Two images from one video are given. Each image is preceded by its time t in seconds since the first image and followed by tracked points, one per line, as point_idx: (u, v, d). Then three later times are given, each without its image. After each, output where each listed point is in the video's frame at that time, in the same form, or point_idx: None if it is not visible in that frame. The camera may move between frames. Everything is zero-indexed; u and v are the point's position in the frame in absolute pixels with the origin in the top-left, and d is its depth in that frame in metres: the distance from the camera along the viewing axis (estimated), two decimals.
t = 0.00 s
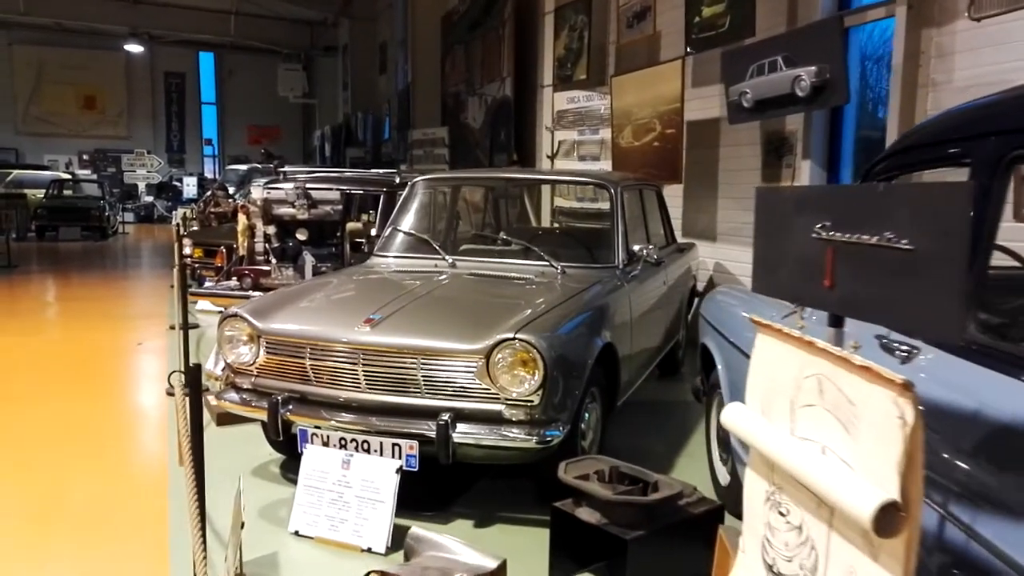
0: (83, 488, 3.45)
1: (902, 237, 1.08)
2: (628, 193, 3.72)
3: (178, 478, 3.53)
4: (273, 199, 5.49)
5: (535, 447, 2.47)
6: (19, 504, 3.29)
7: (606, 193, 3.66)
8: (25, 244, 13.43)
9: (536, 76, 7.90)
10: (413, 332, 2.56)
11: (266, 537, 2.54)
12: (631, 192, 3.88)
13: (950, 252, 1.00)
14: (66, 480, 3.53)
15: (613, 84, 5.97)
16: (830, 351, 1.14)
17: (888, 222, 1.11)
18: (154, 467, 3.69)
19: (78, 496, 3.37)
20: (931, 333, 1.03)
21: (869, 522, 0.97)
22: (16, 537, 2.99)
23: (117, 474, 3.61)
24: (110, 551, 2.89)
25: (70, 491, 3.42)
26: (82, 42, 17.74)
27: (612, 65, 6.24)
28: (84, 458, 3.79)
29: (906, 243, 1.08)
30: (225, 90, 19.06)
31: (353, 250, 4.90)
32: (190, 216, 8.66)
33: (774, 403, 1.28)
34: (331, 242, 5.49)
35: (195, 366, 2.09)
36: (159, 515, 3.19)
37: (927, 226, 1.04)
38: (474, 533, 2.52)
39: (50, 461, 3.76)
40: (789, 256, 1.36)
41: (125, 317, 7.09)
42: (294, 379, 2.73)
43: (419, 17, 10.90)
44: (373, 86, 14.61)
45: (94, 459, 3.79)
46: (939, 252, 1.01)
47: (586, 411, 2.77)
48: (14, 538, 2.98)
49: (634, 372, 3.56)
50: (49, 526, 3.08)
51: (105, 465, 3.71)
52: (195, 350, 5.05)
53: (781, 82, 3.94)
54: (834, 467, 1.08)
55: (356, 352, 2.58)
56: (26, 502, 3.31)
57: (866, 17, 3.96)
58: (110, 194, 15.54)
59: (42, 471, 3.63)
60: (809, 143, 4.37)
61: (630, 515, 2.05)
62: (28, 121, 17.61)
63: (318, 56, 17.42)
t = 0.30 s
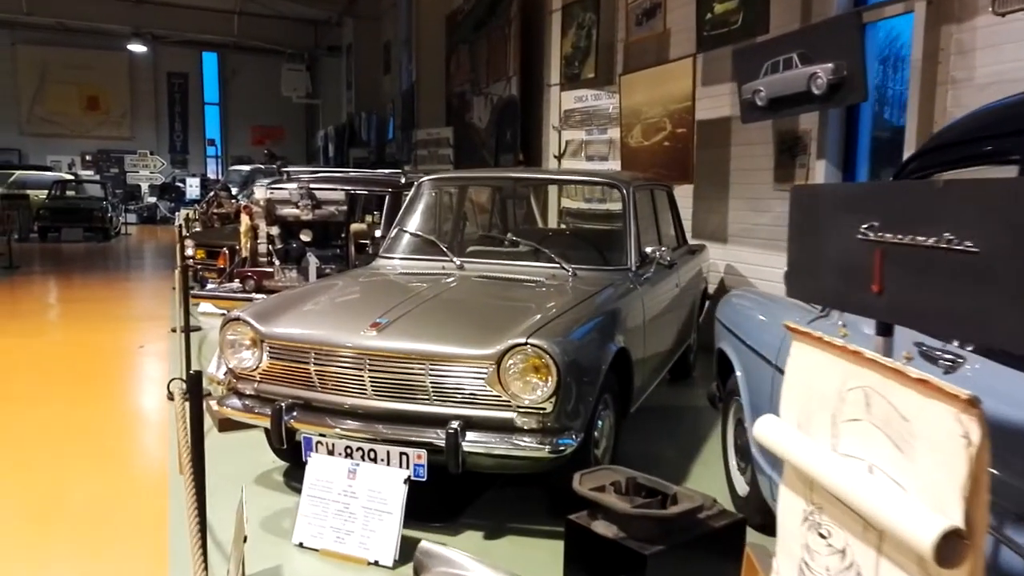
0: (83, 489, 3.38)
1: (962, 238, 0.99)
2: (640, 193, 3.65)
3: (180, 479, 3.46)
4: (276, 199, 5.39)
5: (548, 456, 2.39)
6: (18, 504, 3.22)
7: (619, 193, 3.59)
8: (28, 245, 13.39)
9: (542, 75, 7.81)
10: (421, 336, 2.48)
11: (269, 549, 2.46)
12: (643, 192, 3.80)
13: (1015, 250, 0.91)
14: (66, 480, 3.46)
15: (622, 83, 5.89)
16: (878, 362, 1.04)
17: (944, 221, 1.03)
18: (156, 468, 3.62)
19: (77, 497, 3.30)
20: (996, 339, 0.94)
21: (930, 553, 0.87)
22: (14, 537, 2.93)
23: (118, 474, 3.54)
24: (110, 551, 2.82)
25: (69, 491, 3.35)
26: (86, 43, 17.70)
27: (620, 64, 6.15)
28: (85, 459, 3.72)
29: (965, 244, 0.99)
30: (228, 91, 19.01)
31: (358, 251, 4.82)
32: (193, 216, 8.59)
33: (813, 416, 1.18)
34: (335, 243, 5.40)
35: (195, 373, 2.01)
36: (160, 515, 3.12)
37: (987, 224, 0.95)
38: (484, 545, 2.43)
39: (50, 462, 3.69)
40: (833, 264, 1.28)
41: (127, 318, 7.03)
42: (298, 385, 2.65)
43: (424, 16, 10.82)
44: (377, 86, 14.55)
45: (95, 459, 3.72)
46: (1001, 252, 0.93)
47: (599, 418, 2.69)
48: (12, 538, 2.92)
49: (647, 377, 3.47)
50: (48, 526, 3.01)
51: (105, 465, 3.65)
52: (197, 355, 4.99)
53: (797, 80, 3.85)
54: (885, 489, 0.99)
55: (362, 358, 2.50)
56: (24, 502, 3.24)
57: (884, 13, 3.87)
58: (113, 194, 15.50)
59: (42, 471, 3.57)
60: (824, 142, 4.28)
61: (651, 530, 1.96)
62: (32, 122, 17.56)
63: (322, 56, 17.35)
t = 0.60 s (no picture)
0: (89, 490, 3.36)
1: None
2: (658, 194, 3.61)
3: (187, 481, 3.43)
4: (289, 200, 5.31)
5: (569, 464, 2.33)
6: (23, 504, 3.20)
7: (637, 193, 3.55)
8: (38, 245, 13.40)
9: (553, 76, 7.77)
10: (440, 340, 2.43)
11: (284, 557, 2.40)
12: (661, 193, 3.75)
13: None
14: (73, 481, 3.44)
15: (636, 83, 5.83)
16: (940, 373, 0.98)
17: None
18: (162, 469, 3.60)
19: (83, 498, 3.28)
20: None
21: None
22: (18, 537, 2.91)
23: (126, 476, 3.52)
24: (114, 554, 2.79)
25: (75, 492, 3.33)
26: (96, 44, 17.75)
27: (633, 64, 6.10)
28: (93, 460, 3.71)
29: None
30: (237, 91, 19.03)
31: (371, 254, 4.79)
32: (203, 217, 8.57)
33: (864, 430, 1.11)
34: (348, 244, 5.36)
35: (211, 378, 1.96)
36: (166, 517, 3.10)
37: None
38: (503, 554, 2.38)
39: (57, 462, 3.67)
40: (881, 268, 1.24)
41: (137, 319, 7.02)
42: (313, 389, 2.60)
43: (433, 17, 10.79)
44: (387, 87, 14.55)
45: (103, 460, 3.71)
46: None
47: (620, 425, 2.62)
48: (16, 538, 2.90)
49: (666, 382, 3.41)
50: (52, 527, 2.99)
51: (113, 467, 3.63)
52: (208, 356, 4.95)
53: (818, 79, 3.79)
54: (954, 511, 0.92)
55: (378, 362, 2.45)
56: (29, 502, 3.22)
57: (906, 12, 3.80)
58: (122, 195, 15.52)
59: (49, 472, 3.55)
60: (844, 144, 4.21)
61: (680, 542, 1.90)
62: (42, 122, 17.59)
63: (330, 57, 17.34)
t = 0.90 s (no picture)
0: (95, 492, 3.31)
1: None
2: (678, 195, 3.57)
3: (192, 482, 3.41)
4: (302, 200, 5.13)
5: (592, 471, 2.27)
6: (32, 506, 3.16)
7: (656, 194, 3.51)
8: (46, 245, 13.40)
9: (565, 75, 7.71)
10: (460, 344, 2.38)
11: (302, 566, 2.36)
12: (681, 193, 3.71)
13: None
14: (81, 484, 3.40)
15: (650, 82, 5.78)
16: (1014, 385, 0.93)
17: None
18: (167, 469, 3.59)
19: (88, 498, 3.26)
20: None
21: None
22: (26, 540, 2.87)
23: (136, 478, 3.48)
24: (122, 559, 2.74)
25: (84, 495, 3.29)
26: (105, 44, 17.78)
27: (647, 63, 6.05)
28: (102, 461, 3.67)
29: None
30: (245, 91, 19.04)
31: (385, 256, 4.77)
32: (213, 217, 8.55)
33: (927, 444, 1.07)
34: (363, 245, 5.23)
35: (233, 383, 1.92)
36: (176, 520, 3.05)
37: None
38: (525, 563, 2.33)
39: (66, 463, 3.64)
40: (945, 271, 1.29)
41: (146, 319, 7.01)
42: (331, 394, 2.55)
43: (443, 17, 10.75)
44: (396, 87, 14.52)
45: (112, 462, 3.67)
46: None
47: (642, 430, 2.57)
48: (23, 541, 2.86)
49: (686, 385, 3.35)
50: (62, 530, 2.95)
51: (123, 469, 3.58)
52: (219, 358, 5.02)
53: (840, 77, 3.74)
54: None
55: (397, 365, 2.41)
56: (36, 504, 3.18)
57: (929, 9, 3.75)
58: (130, 195, 15.52)
59: (57, 474, 3.51)
60: (865, 143, 4.15)
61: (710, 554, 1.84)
62: (50, 122, 17.60)
63: (338, 56, 17.32)
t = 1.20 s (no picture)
0: (105, 496, 3.29)
1: None
2: (692, 197, 3.55)
3: (201, 485, 3.41)
4: (314, 203, 5.12)
5: (611, 476, 2.25)
6: (41, 510, 3.15)
7: (670, 196, 3.49)
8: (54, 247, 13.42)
9: (572, 77, 7.70)
10: (476, 348, 2.37)
11: (318, 570, 2.35)
12: (694, 195, 3.70)
13: None
14: (89, 487, 3.38)
15: (660, 83, 5.76)
16: None
17: None
18: (175, 470, 3.59)
19: (94, 498, 3.27)
20: None
21: None
22: (36, 544, 2.85)
23: (145, 482, 3.46)
24: (133, 563, 2.72)
25: (94, 498, 3.27)
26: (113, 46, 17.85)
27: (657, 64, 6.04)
28: (111, 465, 3.65)
29: None
30: (251, 93, 19.08)
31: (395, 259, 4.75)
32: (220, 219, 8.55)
33: (974, 456, 1.10)
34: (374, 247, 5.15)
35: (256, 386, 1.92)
36: (186, 524, 3.03)
37: None
38: (542, 567, 2.32)
39: (75, 467, 3.62)
40: (1008, 267, 1.54)
41: (154, 322, 7.02)
42: (346, 397, 2.54)
43: (448, 18, 10.74)
44: (401, 89, 14.53)
45: (121, 465, 3.65)
46: None
47: (659, 435, 2.55)
48: (33, 545, 2.84)
49: (700, 388, 3.32)
50: (72, 534, 2.93)
51: (132, 472, 3.57)
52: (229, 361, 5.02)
53: (856, 77, 3.75)
54: None
55: (413, 369, 2.39)
56: (44, 505, 3.19)
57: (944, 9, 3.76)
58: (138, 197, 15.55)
59: (66, 477, 3.49)
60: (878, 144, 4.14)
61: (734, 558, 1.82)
62: (57, 125, 17.64)
63: (344, 58, 17.34)
